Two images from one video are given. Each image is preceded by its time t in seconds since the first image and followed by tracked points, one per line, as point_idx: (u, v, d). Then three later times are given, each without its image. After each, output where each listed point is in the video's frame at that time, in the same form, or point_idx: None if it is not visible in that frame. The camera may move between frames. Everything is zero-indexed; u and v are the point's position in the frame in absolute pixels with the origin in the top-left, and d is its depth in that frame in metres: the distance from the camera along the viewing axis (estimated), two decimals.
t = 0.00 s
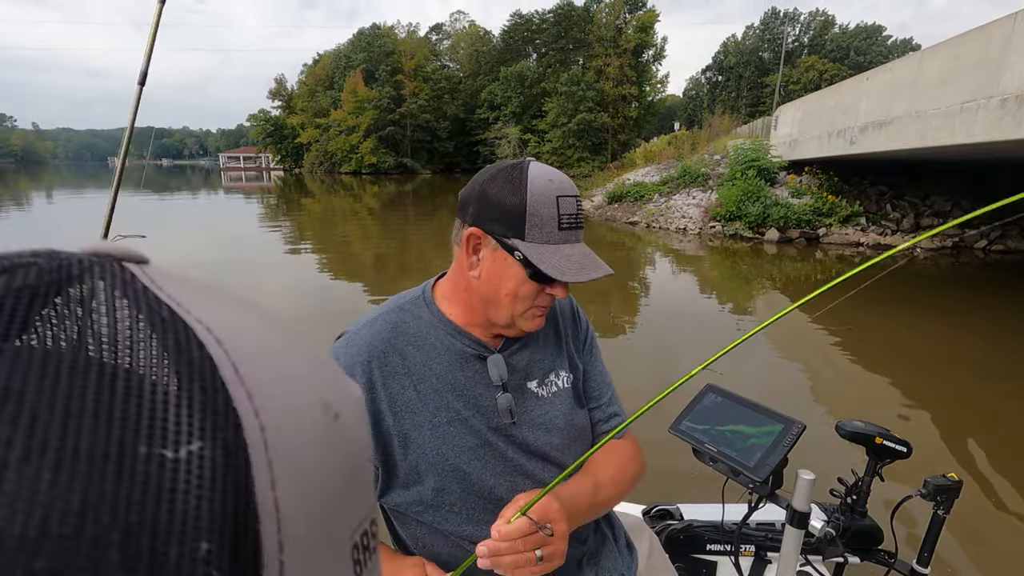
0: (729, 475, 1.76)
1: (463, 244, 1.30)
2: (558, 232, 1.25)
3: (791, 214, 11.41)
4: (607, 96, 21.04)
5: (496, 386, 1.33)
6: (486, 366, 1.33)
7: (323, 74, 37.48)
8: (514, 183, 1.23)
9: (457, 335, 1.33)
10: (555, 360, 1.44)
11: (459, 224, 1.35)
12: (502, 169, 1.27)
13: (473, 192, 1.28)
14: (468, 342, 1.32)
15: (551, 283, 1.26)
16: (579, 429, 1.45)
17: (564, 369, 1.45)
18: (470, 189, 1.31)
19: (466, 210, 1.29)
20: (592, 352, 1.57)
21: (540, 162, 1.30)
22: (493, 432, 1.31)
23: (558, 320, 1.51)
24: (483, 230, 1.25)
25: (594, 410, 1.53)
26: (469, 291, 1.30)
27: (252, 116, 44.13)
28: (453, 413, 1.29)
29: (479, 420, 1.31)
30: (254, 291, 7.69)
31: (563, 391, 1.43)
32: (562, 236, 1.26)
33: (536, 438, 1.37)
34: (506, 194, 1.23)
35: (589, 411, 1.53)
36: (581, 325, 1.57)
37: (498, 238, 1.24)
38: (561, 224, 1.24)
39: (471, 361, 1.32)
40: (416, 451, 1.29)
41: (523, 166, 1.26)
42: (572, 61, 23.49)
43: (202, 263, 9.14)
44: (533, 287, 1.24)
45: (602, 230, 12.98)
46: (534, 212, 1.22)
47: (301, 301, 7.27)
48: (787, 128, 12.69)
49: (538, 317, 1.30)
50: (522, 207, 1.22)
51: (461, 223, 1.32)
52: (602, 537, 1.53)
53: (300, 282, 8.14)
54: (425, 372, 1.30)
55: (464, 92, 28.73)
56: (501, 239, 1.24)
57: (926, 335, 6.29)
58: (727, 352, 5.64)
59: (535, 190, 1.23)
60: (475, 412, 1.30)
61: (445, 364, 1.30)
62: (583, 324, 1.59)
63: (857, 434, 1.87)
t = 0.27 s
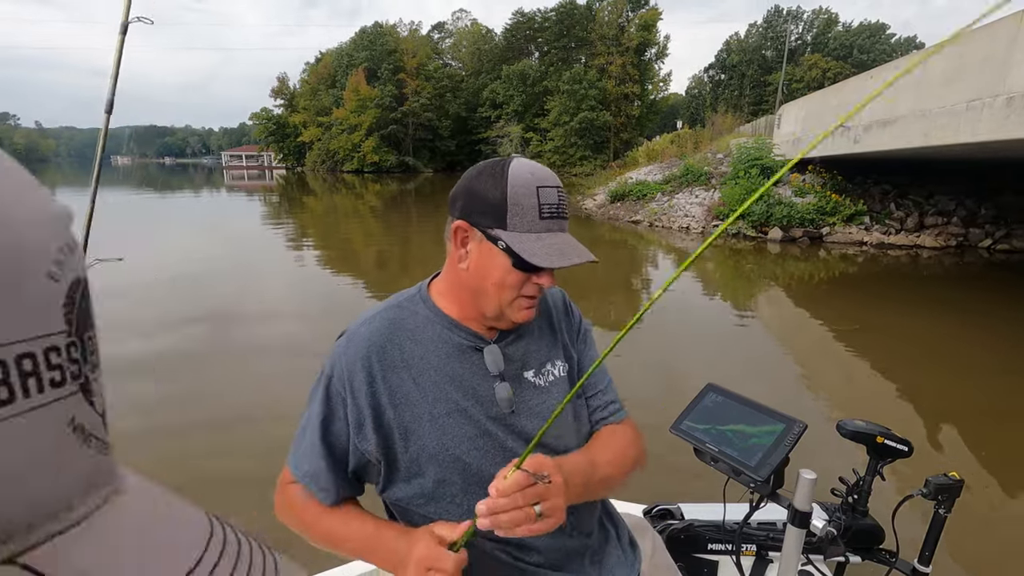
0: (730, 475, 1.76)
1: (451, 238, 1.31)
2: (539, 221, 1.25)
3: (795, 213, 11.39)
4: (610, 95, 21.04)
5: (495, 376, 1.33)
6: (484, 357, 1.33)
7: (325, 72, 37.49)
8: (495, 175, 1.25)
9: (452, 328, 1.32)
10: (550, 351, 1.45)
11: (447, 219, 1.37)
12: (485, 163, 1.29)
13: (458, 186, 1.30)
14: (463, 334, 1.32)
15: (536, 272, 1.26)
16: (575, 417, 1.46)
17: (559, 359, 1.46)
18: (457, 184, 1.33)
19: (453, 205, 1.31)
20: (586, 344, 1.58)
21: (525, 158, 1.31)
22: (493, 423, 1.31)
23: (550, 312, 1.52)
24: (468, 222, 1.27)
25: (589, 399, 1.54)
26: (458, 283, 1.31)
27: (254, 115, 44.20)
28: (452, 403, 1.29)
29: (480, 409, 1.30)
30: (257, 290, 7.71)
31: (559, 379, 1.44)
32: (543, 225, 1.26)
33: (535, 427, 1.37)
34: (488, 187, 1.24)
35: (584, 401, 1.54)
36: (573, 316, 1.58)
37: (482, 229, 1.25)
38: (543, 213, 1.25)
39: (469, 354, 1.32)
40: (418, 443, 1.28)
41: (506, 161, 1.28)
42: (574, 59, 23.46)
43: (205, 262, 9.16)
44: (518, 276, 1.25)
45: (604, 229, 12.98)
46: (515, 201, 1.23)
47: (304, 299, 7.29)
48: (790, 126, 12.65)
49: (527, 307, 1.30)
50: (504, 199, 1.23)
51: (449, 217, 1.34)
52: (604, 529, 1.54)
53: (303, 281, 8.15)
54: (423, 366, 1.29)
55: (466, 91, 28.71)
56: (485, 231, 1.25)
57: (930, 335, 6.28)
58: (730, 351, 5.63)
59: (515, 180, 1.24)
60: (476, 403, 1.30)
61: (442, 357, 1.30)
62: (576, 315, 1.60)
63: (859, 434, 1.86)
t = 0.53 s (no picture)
0: (731, 474, 1.76)
1: (446, 238, 1.31)
2: (529, 217, 1.26)
3: (799, 211, 11.36)
4: (613, 92, 21.00)
5: (497, 373, 1.33)
6: (485, 353, 1.33)
7: (328, 70, 37.46)
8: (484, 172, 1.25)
9: (453, 326, 1.32)
10: (548, 347, 1.46)
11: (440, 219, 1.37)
12: (475, 161, 1.29)
13: (449, 186, 1.30)
14: (464, 332, 1.32)
15: (531, 266, 1.27)
16: (577, 409, 1.47)
17: (557, 355, 1.47)
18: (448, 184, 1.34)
19: (444, 205, 1.31)
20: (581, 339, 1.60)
21: (515, 156, 1.31)
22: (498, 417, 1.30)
23: (545, 309, 1.53)
24: (460, 221, 1.27)
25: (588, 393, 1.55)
26: (455, 283, 1.31)
27: (257, 112, 44.21)
28: (457, 400, 1.28)
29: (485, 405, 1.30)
30: (260, 287, 7.72)
31: (558, 374, 1.45)
32: (533, 220, 1.27)
33: (539, 421, 1.37)
34: (477, 185, 1.24)
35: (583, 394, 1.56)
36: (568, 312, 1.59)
37: (474, 226, 1.25)
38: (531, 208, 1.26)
39: (471, 351, 1.32)
40: (425, 441, 1.27)
41: (496, 160, 1.28)
42: (577, 56, 23.39)
43: (208, 260, 9.18)
44: (512, 271, 1.25)
45: (607, 227, 12.96)
46: (504, 198, 1.24)
47: (307, 297, 7.29)
48: (794, 124, 12.60)
49: (524, 303, 1.30)
50: (493, 197, 1.23)
51: (442, 217, 1.34)
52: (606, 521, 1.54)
53: (306, 279, 8.16)
54: (426, 364, 1.28)
55: (469, 88, 28.66)
56: (477, 229, 1.25)
57: (935, 334, 6.25)
58: (733, 350, 5.62)
59: (503, 177, 1.25)
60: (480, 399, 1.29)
61: (445, 354, 1.30)
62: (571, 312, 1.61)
63: (859, 432, 1.86)
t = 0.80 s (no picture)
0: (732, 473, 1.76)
1: (456, 244, 1.30)
2: (542, 216, 1.28)
3: (803, 208, 11.34)
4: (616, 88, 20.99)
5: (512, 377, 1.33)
6: (500, 359, 1.32)
7: (330, 65, 37.45)
8: (493, 175, 1.25)
9: (467, 331, 1.30)
10: (558, 350, 1.46)
11: (446, 225, 1.35)
12: (480, 162, 1.28)
13: (455, 191, 1.28)
14: (479, 336, 1.31)
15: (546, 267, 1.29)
16: (585, 415, 1.48)
17: (567, 358, 1.48)
18: (453, 185, 1.32)
19: (451, 211, 1.30)
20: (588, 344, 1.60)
21: (517, 151, 1.31)
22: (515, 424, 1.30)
23: (554, 313, 1.53)
24: (471, 227, 1.26)
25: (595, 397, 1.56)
26: (465, 287, 1.31)
27: (259, 108, 44.23)
28: (473, 407, 1.27)
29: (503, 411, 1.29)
30: (263, 283, 7.73)
31: (570, 378, 1.45)
32: (547, 219, 1.29)
33: (553, 428, 1.37)
34: (487, 189, 1.24)
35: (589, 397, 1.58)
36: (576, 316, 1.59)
37: (487, 231, 1.25)
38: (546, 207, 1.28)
39: (486, 355, 1.30)
40: (441, 450, 1.25)
41: (501, 158, 1.27)
42: (580, 52, 23.34)
43: (210, 256, 9.19)
44: (529, 273, 1.27)
45: (609, 223, 12.95)
46: (518, 200, 1.24)
47: (310, 294, 7.30)
48: (798, 120, 12.56)
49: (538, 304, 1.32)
50: (505, 199, 1.23)
51: (448, 224, 1.32)
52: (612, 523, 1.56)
53: (308, 275, 8.17)
54: (442, 370, 1.26)
55: (471, 84, 28.60)
56: (490, 233, 1.25)
57: (941, 332, 6.22)
58: (736, 347, 5.62)
59: (515, 179, 1.25)
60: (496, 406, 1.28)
61: (460, 360, 1.28)
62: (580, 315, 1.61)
63: (860, 430, 1.86)
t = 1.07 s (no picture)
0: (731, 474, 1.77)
1: (468, 248, 1.29)
2: (559, 217, 1.26)
3: (809, 210, 11.31)
4: (620, 90, 21.00)
5: (516, 380, 1.32)
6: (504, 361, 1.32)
7: (336, 68, 37.63)
8: (508, 178, 1.23)
9: (472, 332, 1.30)
10: (563, 352, 1.45)
11: (455, 230, 1.34)
12: (494, 165, 1.26)
13: (469, 194, 1.26)
14: (484, 338, 1.30)
15: (562, 268, 1.28)
16: (587, 419, 1.48)
17: (571, 361, 1.47)
18: (462, 188, 1.30)
19: (462, 215, 1.28)
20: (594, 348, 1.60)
21: (529, 152, 1.30)
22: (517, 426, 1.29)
23: (560, 314, 1.51)
24: (485, 231, 1.25)
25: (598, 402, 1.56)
26: (479, 292, 1.30)
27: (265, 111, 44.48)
28: (476, 409, 1.27)
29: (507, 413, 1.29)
30: (267, 285, 7.76)
31: (574, 381, 1.45)
32: (563, 220, 1.28)
33: (555, 433, 1.37)
34: (503, 192, 1.23)
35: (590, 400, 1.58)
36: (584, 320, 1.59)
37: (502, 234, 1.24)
38: (563, 209, 1.26)
39: (490, 357, 1.30)
40: (442, 450, 1.25)
41: (513, 160, 1.26)
42: (585, 54, 23.37)
43: (215, 257, 9.23)
44: (544, 275, 1.26)
45: (614, 226, 12.96)
46: (534, 201, 1.23)
47: (315, 295, 7.32)
48: (803, 122, 12.53)
49: (550, 307, 1.32)
50: (522, 201, 1.22)
51: (459, 229, 1.31)
52: (609, 529, 1.55)
53: (313, 276, 8.20)
54: (446, 371, 1.26)
55: (476, 86, 28.68)
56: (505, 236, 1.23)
57: (947, 335, 6.18)
58: (741, 350, 5.60)
59: (531, 179, 1.23)
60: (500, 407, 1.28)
61: (465, 361, 1.27)
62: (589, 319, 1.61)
63: (859, 431, 1.85)
